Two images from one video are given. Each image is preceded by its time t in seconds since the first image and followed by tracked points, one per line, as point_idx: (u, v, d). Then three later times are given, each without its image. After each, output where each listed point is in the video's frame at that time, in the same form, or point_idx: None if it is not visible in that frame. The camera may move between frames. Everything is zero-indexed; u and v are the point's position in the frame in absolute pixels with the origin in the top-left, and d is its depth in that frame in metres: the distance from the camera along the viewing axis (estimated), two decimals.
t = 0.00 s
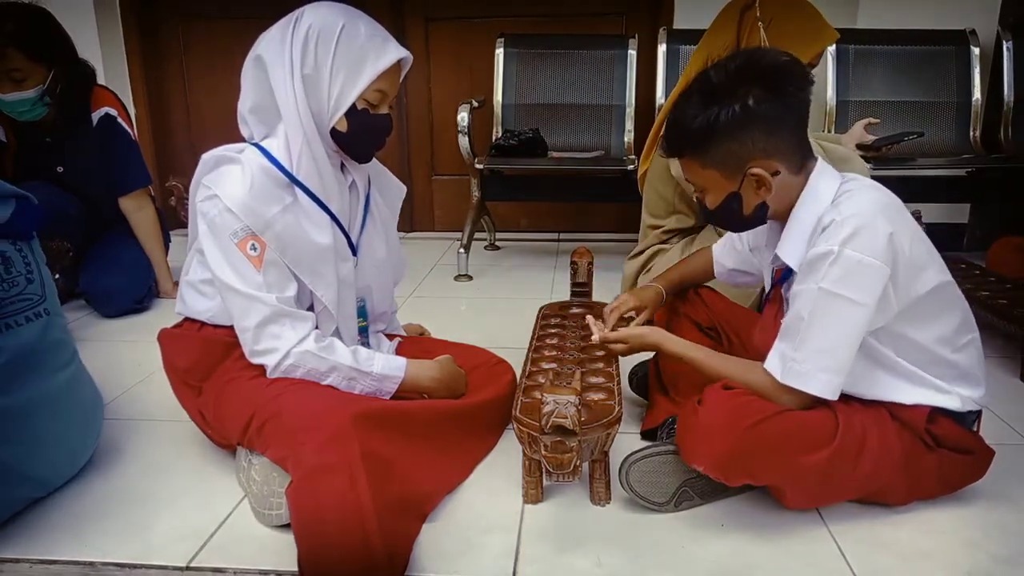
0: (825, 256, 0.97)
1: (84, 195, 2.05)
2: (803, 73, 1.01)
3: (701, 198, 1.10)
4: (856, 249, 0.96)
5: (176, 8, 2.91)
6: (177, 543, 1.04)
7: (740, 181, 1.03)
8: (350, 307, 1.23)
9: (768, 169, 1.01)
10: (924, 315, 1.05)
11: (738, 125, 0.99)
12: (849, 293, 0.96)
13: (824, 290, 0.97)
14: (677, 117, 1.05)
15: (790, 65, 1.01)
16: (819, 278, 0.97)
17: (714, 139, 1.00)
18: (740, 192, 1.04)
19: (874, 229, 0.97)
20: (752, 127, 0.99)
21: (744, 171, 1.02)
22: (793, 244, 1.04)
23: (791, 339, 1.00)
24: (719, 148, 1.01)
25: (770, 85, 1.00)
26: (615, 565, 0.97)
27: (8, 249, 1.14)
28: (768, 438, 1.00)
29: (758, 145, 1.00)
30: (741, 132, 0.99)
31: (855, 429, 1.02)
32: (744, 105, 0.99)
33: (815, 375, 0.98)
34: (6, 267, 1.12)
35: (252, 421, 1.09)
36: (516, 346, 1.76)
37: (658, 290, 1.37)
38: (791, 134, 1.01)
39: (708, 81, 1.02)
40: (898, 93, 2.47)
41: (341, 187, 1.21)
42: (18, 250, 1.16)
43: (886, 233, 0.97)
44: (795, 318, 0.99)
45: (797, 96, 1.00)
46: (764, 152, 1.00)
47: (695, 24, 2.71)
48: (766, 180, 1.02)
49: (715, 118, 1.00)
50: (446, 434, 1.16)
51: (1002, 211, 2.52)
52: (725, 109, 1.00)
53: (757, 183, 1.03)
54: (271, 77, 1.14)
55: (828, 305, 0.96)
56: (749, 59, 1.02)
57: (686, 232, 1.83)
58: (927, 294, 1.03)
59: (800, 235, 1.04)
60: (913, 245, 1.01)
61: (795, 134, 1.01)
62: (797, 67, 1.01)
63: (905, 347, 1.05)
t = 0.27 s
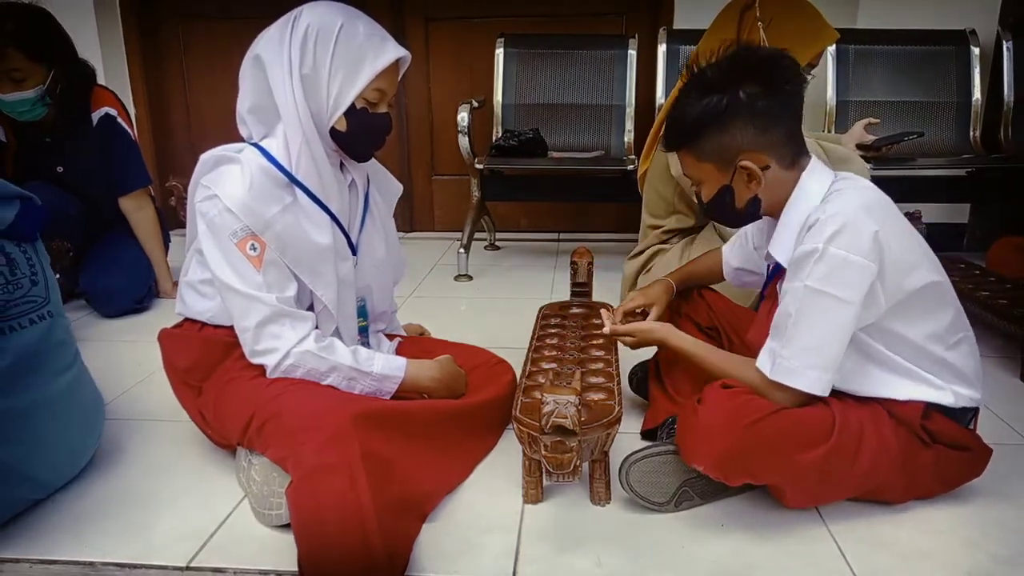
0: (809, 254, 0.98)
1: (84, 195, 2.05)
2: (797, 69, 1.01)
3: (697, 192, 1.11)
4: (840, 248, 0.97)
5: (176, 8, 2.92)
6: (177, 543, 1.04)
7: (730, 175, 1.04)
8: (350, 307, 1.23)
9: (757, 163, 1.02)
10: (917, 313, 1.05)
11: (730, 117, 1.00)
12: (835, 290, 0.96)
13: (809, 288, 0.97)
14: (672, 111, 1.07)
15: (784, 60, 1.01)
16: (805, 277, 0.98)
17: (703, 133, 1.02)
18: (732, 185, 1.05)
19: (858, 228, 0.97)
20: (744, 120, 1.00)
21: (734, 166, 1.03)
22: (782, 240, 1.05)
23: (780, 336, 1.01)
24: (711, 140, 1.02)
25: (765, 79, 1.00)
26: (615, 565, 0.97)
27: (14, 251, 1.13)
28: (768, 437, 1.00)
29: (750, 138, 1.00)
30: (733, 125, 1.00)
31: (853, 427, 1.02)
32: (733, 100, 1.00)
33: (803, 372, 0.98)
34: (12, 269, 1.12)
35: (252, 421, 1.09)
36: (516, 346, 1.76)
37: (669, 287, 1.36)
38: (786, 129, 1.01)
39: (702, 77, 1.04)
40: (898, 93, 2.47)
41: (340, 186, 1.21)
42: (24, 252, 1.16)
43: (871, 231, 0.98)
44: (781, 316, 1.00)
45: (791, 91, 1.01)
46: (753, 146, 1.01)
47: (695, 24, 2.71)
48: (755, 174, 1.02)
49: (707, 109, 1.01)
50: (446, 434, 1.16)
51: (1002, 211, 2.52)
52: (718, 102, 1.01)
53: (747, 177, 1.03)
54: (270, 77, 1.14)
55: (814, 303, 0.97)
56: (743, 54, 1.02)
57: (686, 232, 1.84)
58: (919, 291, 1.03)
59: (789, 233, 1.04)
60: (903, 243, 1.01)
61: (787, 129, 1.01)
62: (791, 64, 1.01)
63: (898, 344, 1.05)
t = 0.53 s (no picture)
0: (798, 268, 0.99)
1: (84, 195, 2.05)
2: (790, 71, 1.02)
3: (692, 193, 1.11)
4: (827, 261, 0.97)
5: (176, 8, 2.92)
6: (176, 543, 1.04)
7: (723, 176, 1.04)
8: (350, 306, 1.23)
9: (750, 164, 1.02)
10: (910, 315, 1.05)
11: (725, 117, 1.00)
12: (825, 302, 0.97)
13: (799, 302, 0.98)
14: (667, 113, 1.07)
15: (778, 62, 1.02)
16: (794, 290, 0.99)
17: (697, 134, 1.02)
18: (725, 186, 1.05)
19: (844, 241, 0.97)
20: (738, 120, 1.00)
21: (726, 167, 1.03)
22: (772, 249, 1.05)
23: (774, 347, 1.02)
24: (705, 140, 1.02)
25: (759, 80, 1.01)
26: (615, 565, 0.97)
27: (18, 252, 1.12)
28: (768, 438, 1.00)
29: (743, 138, 1.00)
30: (728, 125, 1.00)
31: (852, 426, 1.02)
32: (726, 100, 1.01)
33: (797, 383, 1.00)
34: (17, 269, 1.11)
35: (252, 421, 1.09)
36: (516, 346, 1.76)
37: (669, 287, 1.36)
38: (782, 130, 1.01)
39: (696, 79, 1.05)
40: (898, 93, 2.47)
41: (339, 186, 1.21)
42: (29, 252, 1.15)
43: (858, 241, 0.98)
44: (774, 328, 1.01)
45: (785, 91, 1.01)
46: (745, 147, 1.01)
47: (695, 24, 2.71)
48: (747, 174, 1.02)
49: (701, 110, 1.02)
50: (445, 433, 1.16)
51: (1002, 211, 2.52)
52: (712, 102, 1.01)
53: (740, 177, 1.03)
54: (268, 78, 1.14)
55: (804, 316, 0.98)
56: (737, 57, 1.03)
57: (686, 232, 1.83)
58: (911, 296, 1.02)
59: (779, 242, 1.04)
60: (894, 249, 1.01)
61: (780, 130, 1.01)
62: (785, 66, 1.02)
63: (892, 345, 1.05)
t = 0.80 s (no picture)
0: (795, 272, 0.98)
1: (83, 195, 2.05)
2: (789, 73, 1.02)
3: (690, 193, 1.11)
4: (825, 265, 0.97)
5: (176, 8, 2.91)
6: (177, 543, 1.04)
7: (723, 179, 1.04)
8: (349, 306, 1.23)
9: (750, 167, 1.02)
10: (909, 317, 1.04)
11: (723, 120, 1.00)
12: (823, 306, 0.97)
13: (796, 306, 0.98)
14: (665, 114, 1.07)
15: (775, 64, 1.01)
16: (791, 294, 0.99)
17: (696, 137, 1.02)
18: (725, 188, 1.05)
19: (840, 245, 0.97)
20: (736, 124, 1.00)
21: (726, 169, 1.03)
22: (770, 252, 1.05)
23: (773, 350, 1.02)
24: (703, 143, 1.02)
25: (757, 82, 1.00)
26: (615, 566, 0.97)
27: (21, 250, 1.12)
28: (768, 438, 1.00)
29: (742, 141, 1.00)
30: (726, 128, 1.00)
31: (853, 426, 1.02)
32: (725, 104, 1.00)
33: (796, 386, 1.01)
34: (19, 267, 1.11)
35: (252, 421, 1.09)
36: (516, 346, 1.76)
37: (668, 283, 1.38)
38: (780, 133, 1.01)
39: (695, 81, 1.04)
40: (898, 93, 2.47)
41: (338, 186, 1.21)
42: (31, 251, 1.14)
43: (856, 246, 0.97)
44: (773, 331, 1.01)
45: (783, 93, 1.00)
46: (745, 150, 1.01)
47: (695, 24, 2.72)
48: (747, 177, 1.03)
49: (698, 112, 1.01)
50: (445, 433, 1.16)
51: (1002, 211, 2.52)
52: (710, 105, 1.01)
53: (739, 181, 1.04)
54: (268, 79, 1.14)
55: (802, 320, 0.98)
56: (736, 59, 1.02)
57: (686, 232, 1.82)
58: (909, 299, 1.02)
59: (776, 244, 1.04)
60: (891, 251, 1.00)
61: (780, 132, 1.01)
62: (784, 68, 1.02)
63: (890, 346, 1.05)
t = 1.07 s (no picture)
0: (797, 275, 0.99)
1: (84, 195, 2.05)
2: (792, 73, 1.01)
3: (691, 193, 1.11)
4: (828, 269, 0.97)
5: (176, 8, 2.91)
6: (177, 543, 1.04)
7: (727, 180, 1.04)
8: (349, 306, 1.23)
9: (753, 169, 1.02)
10: (912, 319, 1.04)
11: (726, 123, 1.00)
12: (824, 309, 0.97)
13: (798, 309, 0.98)
14: (667, 114, 1.06)
15: (781, 66, 1.01)
16: (793, 297, 0.99)
17: (699, 139, 1.02)
18: (727, 191, 1.06)
19: (843, 247, 0.97)
20: (739, 127, 0.99)
21: (729, 172, 1.03)
22: (772, 254, 1.06)
23: (773, 352, 1.03)
24: (706, 145, 1.02)
25: (763, 85, 1.00)
26: (615, 566, 0.97)
27: (29, 245, 1.13)
28: (767, 437, 1.00)
29: (745, 143, 1.00)
30: (728, 131, 1.00)
31: (853, 426, 1.02)
32: (729, 106, 1.00)
33: (798, 388, 1.01)
34: (23, 262, 1.12)
35: (252, 421, 1.09)
36: (516, 346, 1.76)
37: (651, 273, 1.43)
38: (783, 136, 1.01)
39: (697, 82, 1.03)
40: (898, 93, 2.47)
41: (337, 186, 1.21)
42: (39, 247, 1.15)
43: (858, 249, 0.97)
44: (775, 334, 1.01)
45: (787, 98, 1.00)
46: (749, 152, 1.00)
47: (695, 24, 2.71)
48: (751, 180, 1.03)
49: (701, 114, 1.01)
50: (445, 433, 1.16)
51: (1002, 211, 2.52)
52: (714, 107, 1.00)
53: (743, 183, 1.03)
54: (268, 79, 1.13)
55: (803, 323, 0.98)
56: (738, 59, 1.01)
57: (686, 232, 1.82)
58: (911, 301, 1.02)
59: (778, 247, 1.05)
60: (891, 253, 1.00)
61: (783, 134, 1.01)
62: (786, 68, 1.01)
63: (891, 348, 1.05)
